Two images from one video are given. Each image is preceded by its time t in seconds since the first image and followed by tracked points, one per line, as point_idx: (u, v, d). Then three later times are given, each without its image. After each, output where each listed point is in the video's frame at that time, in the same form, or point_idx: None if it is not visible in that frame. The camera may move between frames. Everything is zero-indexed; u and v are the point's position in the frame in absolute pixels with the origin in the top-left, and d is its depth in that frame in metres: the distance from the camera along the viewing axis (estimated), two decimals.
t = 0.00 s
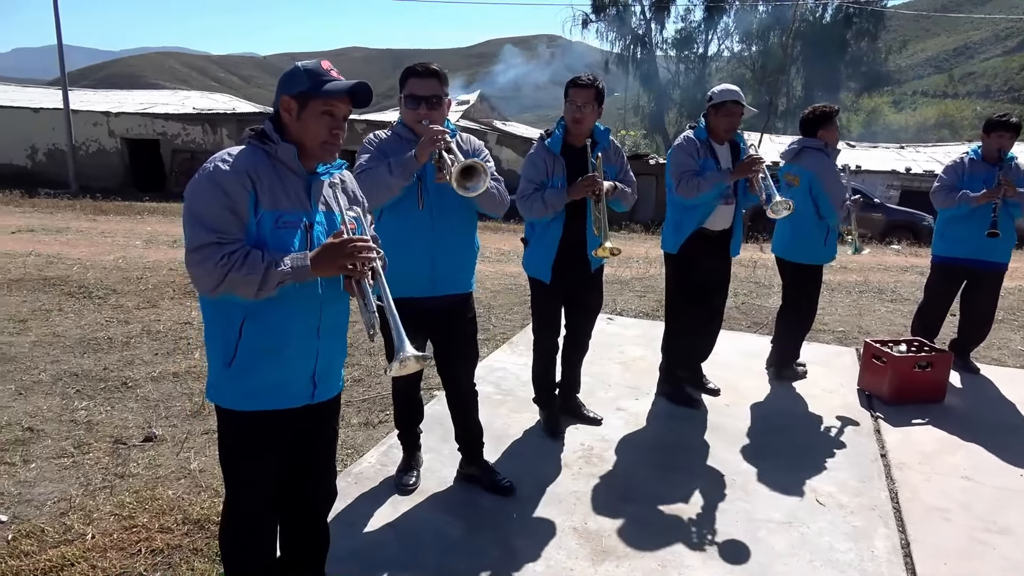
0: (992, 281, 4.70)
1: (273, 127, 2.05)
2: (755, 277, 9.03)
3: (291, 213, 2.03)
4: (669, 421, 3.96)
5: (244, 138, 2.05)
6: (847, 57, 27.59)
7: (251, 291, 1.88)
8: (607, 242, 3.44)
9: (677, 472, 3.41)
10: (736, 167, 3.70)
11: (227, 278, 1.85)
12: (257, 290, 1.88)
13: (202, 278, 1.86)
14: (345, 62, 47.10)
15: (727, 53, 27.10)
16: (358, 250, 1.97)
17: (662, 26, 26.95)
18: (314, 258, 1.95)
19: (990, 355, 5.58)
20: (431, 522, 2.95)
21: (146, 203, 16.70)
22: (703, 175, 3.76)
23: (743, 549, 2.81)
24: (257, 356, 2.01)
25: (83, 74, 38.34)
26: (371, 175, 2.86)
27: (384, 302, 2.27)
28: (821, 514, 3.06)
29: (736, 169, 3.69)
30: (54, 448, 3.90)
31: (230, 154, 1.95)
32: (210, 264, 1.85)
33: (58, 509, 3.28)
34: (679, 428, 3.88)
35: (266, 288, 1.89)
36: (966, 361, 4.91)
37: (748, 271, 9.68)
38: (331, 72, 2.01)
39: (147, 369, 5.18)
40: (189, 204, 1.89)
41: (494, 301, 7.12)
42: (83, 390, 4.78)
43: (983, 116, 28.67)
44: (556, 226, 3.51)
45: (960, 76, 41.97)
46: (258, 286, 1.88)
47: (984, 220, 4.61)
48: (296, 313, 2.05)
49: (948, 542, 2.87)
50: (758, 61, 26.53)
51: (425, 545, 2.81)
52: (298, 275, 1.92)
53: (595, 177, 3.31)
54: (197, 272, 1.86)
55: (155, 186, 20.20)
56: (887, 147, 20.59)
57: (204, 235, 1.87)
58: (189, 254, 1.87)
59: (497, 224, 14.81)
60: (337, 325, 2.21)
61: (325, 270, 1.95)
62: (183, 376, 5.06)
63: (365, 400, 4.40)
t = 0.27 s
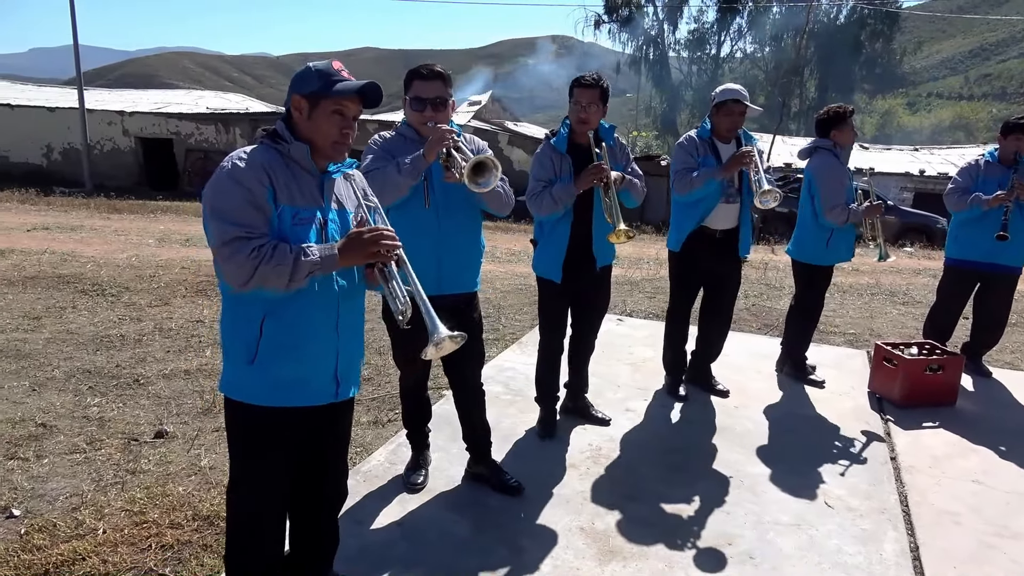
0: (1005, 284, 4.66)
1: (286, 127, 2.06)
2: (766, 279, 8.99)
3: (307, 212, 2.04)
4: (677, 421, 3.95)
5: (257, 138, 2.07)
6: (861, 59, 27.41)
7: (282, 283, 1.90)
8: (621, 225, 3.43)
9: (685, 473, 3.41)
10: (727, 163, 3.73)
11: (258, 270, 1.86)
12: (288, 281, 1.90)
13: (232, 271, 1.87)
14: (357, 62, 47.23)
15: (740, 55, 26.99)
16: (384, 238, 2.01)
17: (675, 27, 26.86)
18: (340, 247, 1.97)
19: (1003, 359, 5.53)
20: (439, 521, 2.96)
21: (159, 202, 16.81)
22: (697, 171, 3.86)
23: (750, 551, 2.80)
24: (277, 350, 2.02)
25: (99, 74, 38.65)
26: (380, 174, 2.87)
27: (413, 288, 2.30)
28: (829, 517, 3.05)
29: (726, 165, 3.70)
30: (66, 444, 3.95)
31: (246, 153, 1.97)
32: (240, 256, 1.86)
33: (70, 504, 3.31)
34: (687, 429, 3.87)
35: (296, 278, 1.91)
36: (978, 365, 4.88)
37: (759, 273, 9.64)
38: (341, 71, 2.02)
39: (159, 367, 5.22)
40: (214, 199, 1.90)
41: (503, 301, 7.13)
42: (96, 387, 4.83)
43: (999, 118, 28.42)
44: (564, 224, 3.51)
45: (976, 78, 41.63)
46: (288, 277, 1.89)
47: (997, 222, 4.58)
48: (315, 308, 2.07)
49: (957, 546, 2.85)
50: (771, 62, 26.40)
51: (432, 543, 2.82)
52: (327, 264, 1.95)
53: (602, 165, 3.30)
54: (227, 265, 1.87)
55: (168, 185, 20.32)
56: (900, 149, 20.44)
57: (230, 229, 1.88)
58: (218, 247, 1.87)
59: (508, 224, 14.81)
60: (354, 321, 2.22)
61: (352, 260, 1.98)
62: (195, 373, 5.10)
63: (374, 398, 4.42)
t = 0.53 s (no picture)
0: (1011, 287, 4.65)
1: (279, 127, 2.08)
2: (772, 282, 8.98)
3: (308, 206, 2.06)
4: (682, 423, 3.96)
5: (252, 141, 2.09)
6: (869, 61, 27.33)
7: (302, 265, 1.90)
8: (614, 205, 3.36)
9: (689, 474, 3.41)
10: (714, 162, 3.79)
11: (276, 254, 1.87)
12: (307, 261, 1.90)
13: (248, 258, 1.87)
14: (365, 64, 47.33)
15: (747, 57, 26.94)
16: (398, 204, 2.00)
17: (682, 29, 26.84)
18: (355, 221, 1.97)
19: (1010, 362, 5.52)
20: (444, 521, 2.98)
21: (167, 203, 16.89)
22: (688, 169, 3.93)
23: (755, 552, 2.81)
24: (287, 349, 2.04)
25: (108, 76, 38.85)
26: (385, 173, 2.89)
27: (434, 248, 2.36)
28: (834, 518, 3.05)
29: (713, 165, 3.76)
30: (75, 443, 3.97)
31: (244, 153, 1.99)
32: (255, 241, 1.86)
33: (79, 503, 3.34)
34: (692, 430, 3.88)
35: (314, 257, 1.91)
36: (984, 368, 4.86)
37: (765, 275, 9.63)
38: (329, 69, 2.04)
39: (166, 367, 5.25)
40: (224, 195, 1.91)
41: (510, 302, 7.14)
42: (104, 386, 4.86)
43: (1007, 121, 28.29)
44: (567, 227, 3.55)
45: (984, 80, 41.47)
46: (307, 257, 1.90)
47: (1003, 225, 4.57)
48: (326, 305, 2.08)
49: (963, 548, 2.85)
50: (778, 64, 26.35)
51: (438, 542, 2.83)
52: (343, 238, 1.94)
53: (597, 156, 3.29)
54: (244, 253, 1.87)
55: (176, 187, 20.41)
56: (908, 152, 20.37)
57: (243, 217, 1.89)
58: (234, 237, 1.87)
59: (514, 226, 14.83)
60: (363, 319, 2.24)
61: (369, 231, 1.97)
62: (202, 374, 5.13)
63: (380, 399, 4.44)
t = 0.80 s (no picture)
0: (1013, 287, 4.65)
1: (270, 128, 2.09)
2: (773, 283, 8.98)
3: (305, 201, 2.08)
4: (683, 424, 3.96)
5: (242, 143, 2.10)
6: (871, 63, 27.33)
7: (311, 245, 1.89)
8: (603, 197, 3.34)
9: (691, 475, 3.41)
10: (712, 158, 3.83)
11: (283, 238, 1.86)
12: (314, 239, 1.89)
13: (254, 244, 1.86)
14: (367, 66, 47.40)
15: (749, 59, 26.96)
16: (397, 172, 2.02)
17: (684, 31, 26.85)
18: (357, 196, 1.98)
19: (1012, 363, 5.51)
20: (446, 521, 2.98)
21: (170, 205, 16.91)
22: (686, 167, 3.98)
23: (757, 553, 2.81)
24: (287, 346, 2.05)
25: (112, 78, 38.92)
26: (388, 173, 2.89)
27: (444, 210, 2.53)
28: (837, 519, 3.05)
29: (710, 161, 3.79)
30: (77, 444, 3.98)
31: (236, 155, 1.99)
32: (260, 226, 1.86)
33: (81, 503, 3.35)
34: (693, 431, 3.88)
35: (322, 234, 1.90)
36: (986, 369, 4.86)
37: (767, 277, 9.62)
38: (317, 69, 2.04)
39: (168, 368, 5.26)
40: (223, 192, 1.91)
41: (511, 304, 7.15)
42: (106, 388, 4.87)
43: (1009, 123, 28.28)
44: (568, 228, 3.55)
45: (986, 82, 41.44)
46: (314, 236, 1.89)
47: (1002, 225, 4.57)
48: (325, 301, 2.09)
49: (964, 549, 2.85)
50: (780, 66, 26.36)
51: (439, 542, 2.84)
52: (348, 212, 1.94)
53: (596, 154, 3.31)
54: (251, 241, 1.86)
55: (179, 189, 20.45)
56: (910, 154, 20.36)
57: (244, 208, 1.88)
58: (238, 227, 1.86)
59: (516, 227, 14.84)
60: (361, 315, 2.25)
61: (373, 203, 1.98)
62: (203, 375, 5.13)
63: (381, 400, 4.45)
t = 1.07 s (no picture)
0: (1011, 286, 4.65)
1: (258, 130, 2.08)
2: (774, 284, 8.98)
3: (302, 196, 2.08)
4: (684, 424, 3.96)
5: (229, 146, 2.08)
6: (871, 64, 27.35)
7: (323, 227, 1.91)
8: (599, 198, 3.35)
9: (691, 475, 3.41)
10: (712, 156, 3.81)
11: (295, 222, 1.87)
12: (327, 222, 1.91)
13: (266, 232, 1.85)
14: (367, 68, 47.44)
15: (748, 60, 26.98)
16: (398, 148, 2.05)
17: (684, 32, 26.86)
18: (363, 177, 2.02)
19: (1012, 363, 5.51)
20: (447, 522, 2.98)
21: (170, 207, 16.94)
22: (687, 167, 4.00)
23: (758, 553, 2.81)
24: (285, 346, 2.05)
25: (112, 81, 38.93)
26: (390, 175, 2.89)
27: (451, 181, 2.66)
28: (837, 519, 3.05)
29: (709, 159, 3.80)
30: (78, 446, 3.99)
31: (227, 155, 1.98)
32: (271, 214, 1.86)
33: (82, 505, 3.35)
34: (694, 432, 3.88)
35: (333, 217, 1.92)
36: (987, 369, 4.85)
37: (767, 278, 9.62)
38: (302, 66, 2.05)
39: (169, 370, 5.27)
40: (223, 188, 1.90)
41: (512, 305, 7.15)
42: (107, 390, 4.87)
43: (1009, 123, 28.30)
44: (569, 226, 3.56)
45: (986, 83, 41.46)
46: (326, 218, 1.91)
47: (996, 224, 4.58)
48: (322, 299, 2.09)
49: (965, 549, 2.84)
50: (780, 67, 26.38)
51: (440, 543, 2.84)
52: (357, 193, 1.98)
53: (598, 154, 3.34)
54: (260, 228, 1.85)
55: (179, 191, 20.47)
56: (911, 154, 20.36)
57: (249, 199, 1.88)
58: (246, 216, 1.86)
59: (516, 228, 14.84)
60: (357, 313, 2.26)
61: (380, 182, 2.04)
62: (204, 377, 5.14)
63: (382, 401, 4.45)
